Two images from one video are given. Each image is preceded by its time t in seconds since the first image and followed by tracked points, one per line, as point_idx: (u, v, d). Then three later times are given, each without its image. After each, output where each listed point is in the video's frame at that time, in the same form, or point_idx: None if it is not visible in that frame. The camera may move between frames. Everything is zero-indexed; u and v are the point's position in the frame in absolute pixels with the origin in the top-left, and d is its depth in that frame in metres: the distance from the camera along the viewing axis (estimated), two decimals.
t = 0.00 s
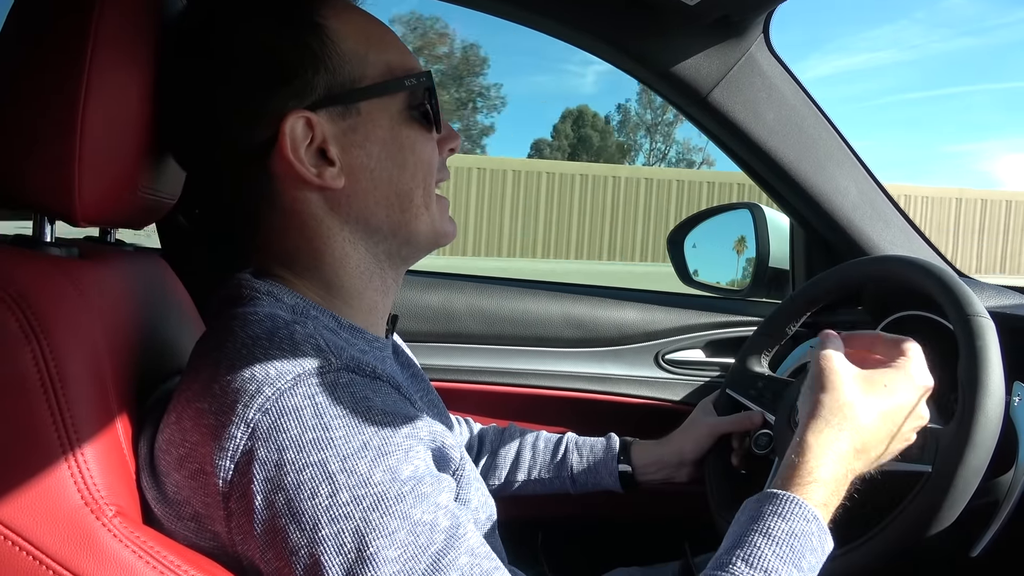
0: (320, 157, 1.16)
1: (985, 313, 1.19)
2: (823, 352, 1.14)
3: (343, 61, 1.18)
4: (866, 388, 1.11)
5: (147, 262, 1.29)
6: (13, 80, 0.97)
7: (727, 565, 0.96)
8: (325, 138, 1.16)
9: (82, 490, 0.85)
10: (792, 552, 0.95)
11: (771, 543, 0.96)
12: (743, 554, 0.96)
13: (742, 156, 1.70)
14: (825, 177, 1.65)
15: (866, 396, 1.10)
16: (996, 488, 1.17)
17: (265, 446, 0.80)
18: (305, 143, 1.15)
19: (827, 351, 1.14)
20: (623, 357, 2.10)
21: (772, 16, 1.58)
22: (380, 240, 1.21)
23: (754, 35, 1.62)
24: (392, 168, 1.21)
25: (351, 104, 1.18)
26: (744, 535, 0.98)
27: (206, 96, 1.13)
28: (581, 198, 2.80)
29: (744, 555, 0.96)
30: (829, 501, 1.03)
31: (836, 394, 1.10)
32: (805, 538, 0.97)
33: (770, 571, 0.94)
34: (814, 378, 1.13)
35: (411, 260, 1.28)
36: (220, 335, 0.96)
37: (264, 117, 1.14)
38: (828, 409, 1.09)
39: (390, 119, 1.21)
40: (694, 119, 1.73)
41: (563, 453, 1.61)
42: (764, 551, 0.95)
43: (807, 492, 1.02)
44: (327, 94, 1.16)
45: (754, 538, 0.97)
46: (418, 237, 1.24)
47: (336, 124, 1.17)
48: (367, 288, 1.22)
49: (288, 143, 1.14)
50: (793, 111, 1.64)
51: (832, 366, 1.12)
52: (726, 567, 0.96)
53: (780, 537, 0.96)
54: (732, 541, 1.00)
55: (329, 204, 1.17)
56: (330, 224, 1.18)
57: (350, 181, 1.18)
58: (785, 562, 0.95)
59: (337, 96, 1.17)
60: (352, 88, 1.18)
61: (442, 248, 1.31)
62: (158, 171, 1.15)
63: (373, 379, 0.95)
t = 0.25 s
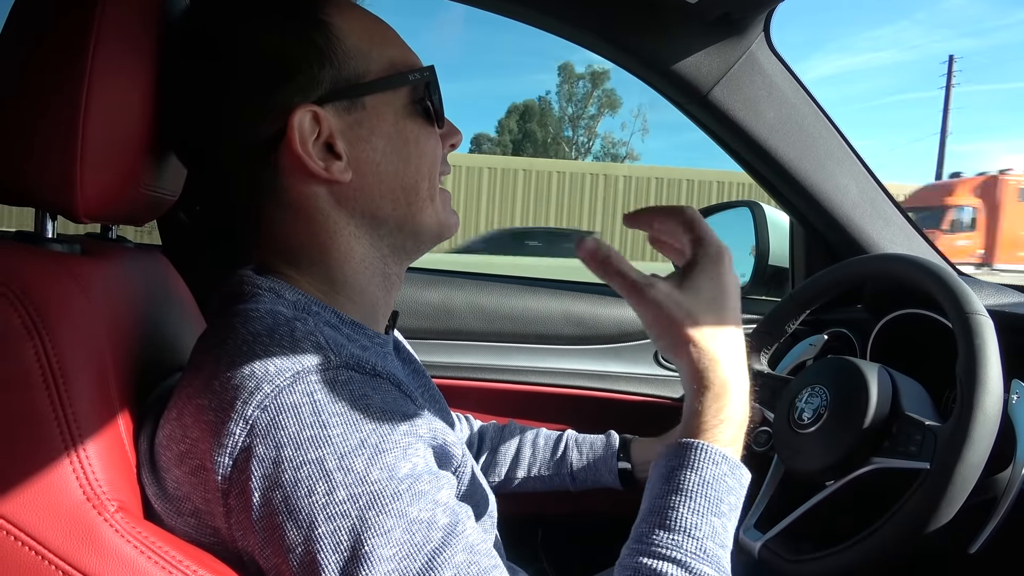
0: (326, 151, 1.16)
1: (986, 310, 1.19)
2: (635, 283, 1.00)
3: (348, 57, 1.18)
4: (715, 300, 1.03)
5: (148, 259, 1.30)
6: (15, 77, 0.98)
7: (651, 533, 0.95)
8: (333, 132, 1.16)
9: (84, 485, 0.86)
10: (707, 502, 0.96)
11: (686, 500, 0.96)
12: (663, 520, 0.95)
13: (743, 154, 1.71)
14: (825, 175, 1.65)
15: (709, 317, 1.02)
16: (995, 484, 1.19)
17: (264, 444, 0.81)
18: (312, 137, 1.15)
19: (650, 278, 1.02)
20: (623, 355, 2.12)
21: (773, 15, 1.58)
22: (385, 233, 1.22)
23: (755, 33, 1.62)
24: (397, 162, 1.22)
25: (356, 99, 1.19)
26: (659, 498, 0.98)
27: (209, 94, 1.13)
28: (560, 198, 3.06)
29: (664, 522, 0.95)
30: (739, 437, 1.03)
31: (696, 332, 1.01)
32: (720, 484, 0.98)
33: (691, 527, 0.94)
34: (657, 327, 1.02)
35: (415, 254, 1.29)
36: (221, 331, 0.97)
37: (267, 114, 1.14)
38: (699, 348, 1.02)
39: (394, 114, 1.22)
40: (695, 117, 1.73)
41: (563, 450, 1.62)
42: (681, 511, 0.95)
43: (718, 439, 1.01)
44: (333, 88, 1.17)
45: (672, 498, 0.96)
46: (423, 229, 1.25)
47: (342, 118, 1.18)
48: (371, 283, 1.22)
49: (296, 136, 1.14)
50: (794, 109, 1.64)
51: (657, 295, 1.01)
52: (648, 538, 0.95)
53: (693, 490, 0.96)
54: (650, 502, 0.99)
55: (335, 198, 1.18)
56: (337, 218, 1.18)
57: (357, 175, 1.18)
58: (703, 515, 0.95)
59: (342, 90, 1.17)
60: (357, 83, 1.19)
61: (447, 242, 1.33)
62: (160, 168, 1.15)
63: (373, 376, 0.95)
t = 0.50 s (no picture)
0: (325, 148, 1.16)
1: (984, 308, 1.19)
2: (564, 284, 1.06)
3: (347, 55, 1.18)
4: (652, 291, 1.12)
5: (147, 257, 1.30)
6: (14, 75, 0.98)
7: (614, 529, 0.98)
8: (331, 129, 1.16)
9: (83, 483, 0.86)
10: (666, 492, 0.99)
11: (645, 492, 0.99)
12: (624, 517, 0.98)
13: (743, 152, 1.71)
14: (825, 173, 1.65)
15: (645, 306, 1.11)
16: (993, 482, 1.18)
17: (259, 442, 0.81)
18: (311, 134, 1.15)
19: (576, 274, 1.08)
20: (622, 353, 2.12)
21: (773, 12, 1.58)
22: (385, 229, 1.22)
23: (755, 30, 1.61)
24: (395, 159, 1.22)
25: (355, 96, 1.18)
26: (619, 493, 1.00)
27: (207, 91, 1.13)
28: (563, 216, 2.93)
29: (625, 519, 0.98)
30: (698, 416, 1.07)
31: (637, 322, 1.10)
32: (677, 469, 1.00)
33: (650, 520, 0.97)
34: (601, 325, 1.10)
35: (415, 251, 1.29)
36: (219, 329, 0.97)
37: (265, 111, 1.14)
38: (646, 338, 1.10)
39: (392, 111, 1.22)
40: (694, 114, 1.73)
41: (563, 448, 1.62)
42: (640, 505, 0.98)
43: (676, 417, 1.05)
44: (331, 85, 1.17)
45: (631, 494, 0.99)
46: (423, 225, 1.25)
47: (340, 115, 1.17)
48: (370, 280, 1.22)
49: (294, 133, 1.13)
50: (793, 106, 1.64)
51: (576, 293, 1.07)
52: (612, 538, 0.98)
53: (650, 481, 0.99)
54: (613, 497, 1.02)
55: (335, 195, 1.17)
56: (336, 216, 1.18)
57: (355, 172, 1.18)
58: (662, 506, 0.98)
59: (342, 87, 1.17)
60: (356, 80, 1.18)
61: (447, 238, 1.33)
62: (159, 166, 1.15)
63: (371, 373, 0.96)
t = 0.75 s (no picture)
0: (325, 151, 1.17)
1: (985, 307, 1.19)
2: (574, 286, 1.05)
3: (347, 57, 1.18)
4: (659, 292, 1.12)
5: (147, 260, 1.30)
6: (13, 78, 0.98)
7: (620, 528, 0.98)
8: (330, 132, 1.16)
9: (84, 485, 0.86)
10: (673, 493, 0.99)
11: (651, 493, 0.99)
12: (631, 517, 0.98)
13: (742, 151, 1.71)
14: (824, 172, 1.65)
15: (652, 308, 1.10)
16: (994, 481, 1.18)
17: (260, 444, 0.81)
18: (310, 137, 1.15)
19: (586, 276, 1.07)
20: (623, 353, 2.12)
21: (772, 12, 1.58)
22: (385, 232, 1.22)
23: (754, 30, 1.61)
24: (396, 162, 1.22)
25: (355, 99, 1.19)
26: (626, 494, 1.01)
27: (207, 94, 1.13)
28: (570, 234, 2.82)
29: (631, 519, 0.98)
30: (704, 418, 1.08)
31: (644, 326, 1.09)
32: (684, 470, 1.01)
33: (658, 521, 0.97)
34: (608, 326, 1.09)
35: (415, 254, 1.29)
36: (220, 331, 0.97)
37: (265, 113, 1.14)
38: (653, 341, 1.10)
39: (393, 114, 1.22)
40: (694, 114, 1.73)
41: (563, 449, 1.62)
42: (647, 505, 0.98)
43: (682, 420, 1.06)
44: (332, 88, 1.17)
45: (637, 494, 1.00)
46: (423, 228, 1.25)
47: (340, 118, 1.18)
48: (371, 281, 1.22)
49: (293, 136, 1.14)
50: (792, 106, 1.64)
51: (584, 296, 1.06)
52: (618, 538, 0.98)
53: (657, 481, 1.00)
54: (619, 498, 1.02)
55: (334, 198, 1.18)
56: (336, 219, 1.18)
57: (355, 174, 1.18)
58: (669, 507, 0.98)
59: (341, 90, 1.17)
60: (356, 83, 1.19)
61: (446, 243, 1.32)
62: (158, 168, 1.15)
63: (371, 374, 0.96)
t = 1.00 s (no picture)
0: (322, 149, 1.16)
1: (987, 310, 1.19)
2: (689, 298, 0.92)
3: (346, 56, 1.18)
4: (779, 318, 0.99)
5: (147, 258, 1.29)
6: (15, 76, 0.98)
7: (694, 543, 0.88)
8: (328, 130, 1.16)
9: (84, 483, 0.86)
10: (757, 521, 0.88)
11: (733, 516, 0.89)
12: (708, 535, 0.88)
13: (744, 152, 1.71)
14: (826, 174, 1.65)
15: (765, 337, 0.98)
16: (997, 484, 1.19)
17: (259, 442, 0.81)
18: (308, 135, 1.14)
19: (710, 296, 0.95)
20: (624, 354, 2.10)
21: (775, 12, 1.57)
22: (383, 231, 1.22)
23: (757, 30, 1.61)
24: (394, 161, 1.21)
25: (353, 97, 1.18)
26: (706, 513, 0.91)
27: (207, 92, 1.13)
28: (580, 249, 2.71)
29: (709, 536, 0.88)
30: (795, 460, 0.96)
31: (754, 350, 0.97)
32: (771, 502, 0.90)
33: (739, 545, 0.87)
34: (716, 345, 0.97)
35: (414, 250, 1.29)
36: (219, 329, 0.97)
37: (266, 112, 1.14)
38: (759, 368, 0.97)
39: (392, 114, 1.22)
40: (697, 115, 1.73)
41: (563, 449, 1.62)
42: (728, 527, 0.88)
43: (774, 457, 0.94)
44: (330, 86, 1.16)
45: (718, 513, 0.90)
46: (423, 227, 1.25)
47: (338, 116, 1.17)
48: (368, 280, 1.22)
49: (291, 133, 1.13)
50: (795, 107, 1.63)
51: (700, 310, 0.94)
52: (691, 551, 0.88)
53: (742, 507, 0.89)
54: (693, 516, 0.93)
55: (331, 198, 1.17)
56: (331, 219, 1.18)
57: (352, 174, 1.18)
58: (751, 534, 0.88)
59: (340, 88, 1.17)
60: (354, 83, 1.18)
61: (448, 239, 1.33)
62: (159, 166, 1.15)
63: (370, 372, 0.95)
